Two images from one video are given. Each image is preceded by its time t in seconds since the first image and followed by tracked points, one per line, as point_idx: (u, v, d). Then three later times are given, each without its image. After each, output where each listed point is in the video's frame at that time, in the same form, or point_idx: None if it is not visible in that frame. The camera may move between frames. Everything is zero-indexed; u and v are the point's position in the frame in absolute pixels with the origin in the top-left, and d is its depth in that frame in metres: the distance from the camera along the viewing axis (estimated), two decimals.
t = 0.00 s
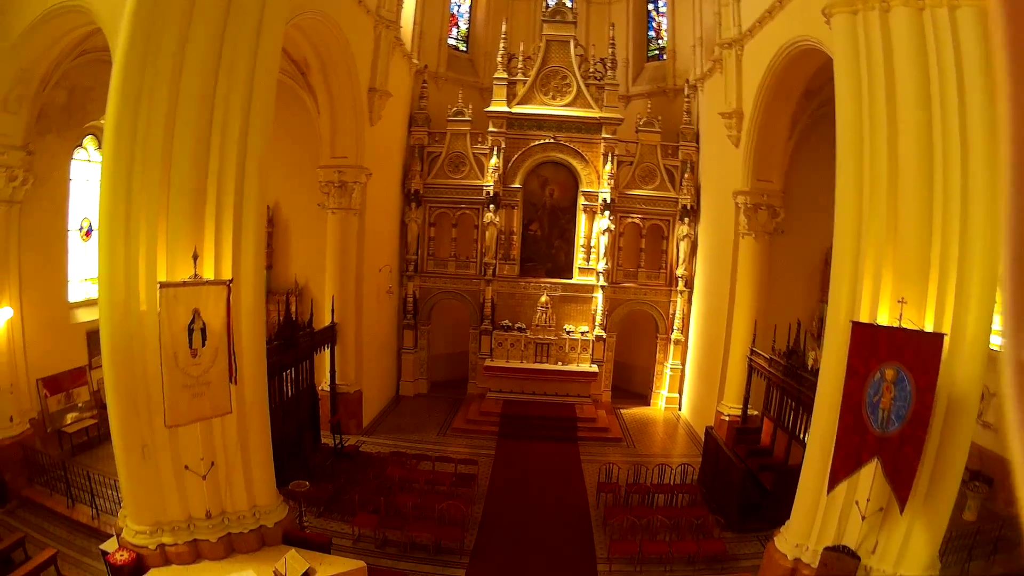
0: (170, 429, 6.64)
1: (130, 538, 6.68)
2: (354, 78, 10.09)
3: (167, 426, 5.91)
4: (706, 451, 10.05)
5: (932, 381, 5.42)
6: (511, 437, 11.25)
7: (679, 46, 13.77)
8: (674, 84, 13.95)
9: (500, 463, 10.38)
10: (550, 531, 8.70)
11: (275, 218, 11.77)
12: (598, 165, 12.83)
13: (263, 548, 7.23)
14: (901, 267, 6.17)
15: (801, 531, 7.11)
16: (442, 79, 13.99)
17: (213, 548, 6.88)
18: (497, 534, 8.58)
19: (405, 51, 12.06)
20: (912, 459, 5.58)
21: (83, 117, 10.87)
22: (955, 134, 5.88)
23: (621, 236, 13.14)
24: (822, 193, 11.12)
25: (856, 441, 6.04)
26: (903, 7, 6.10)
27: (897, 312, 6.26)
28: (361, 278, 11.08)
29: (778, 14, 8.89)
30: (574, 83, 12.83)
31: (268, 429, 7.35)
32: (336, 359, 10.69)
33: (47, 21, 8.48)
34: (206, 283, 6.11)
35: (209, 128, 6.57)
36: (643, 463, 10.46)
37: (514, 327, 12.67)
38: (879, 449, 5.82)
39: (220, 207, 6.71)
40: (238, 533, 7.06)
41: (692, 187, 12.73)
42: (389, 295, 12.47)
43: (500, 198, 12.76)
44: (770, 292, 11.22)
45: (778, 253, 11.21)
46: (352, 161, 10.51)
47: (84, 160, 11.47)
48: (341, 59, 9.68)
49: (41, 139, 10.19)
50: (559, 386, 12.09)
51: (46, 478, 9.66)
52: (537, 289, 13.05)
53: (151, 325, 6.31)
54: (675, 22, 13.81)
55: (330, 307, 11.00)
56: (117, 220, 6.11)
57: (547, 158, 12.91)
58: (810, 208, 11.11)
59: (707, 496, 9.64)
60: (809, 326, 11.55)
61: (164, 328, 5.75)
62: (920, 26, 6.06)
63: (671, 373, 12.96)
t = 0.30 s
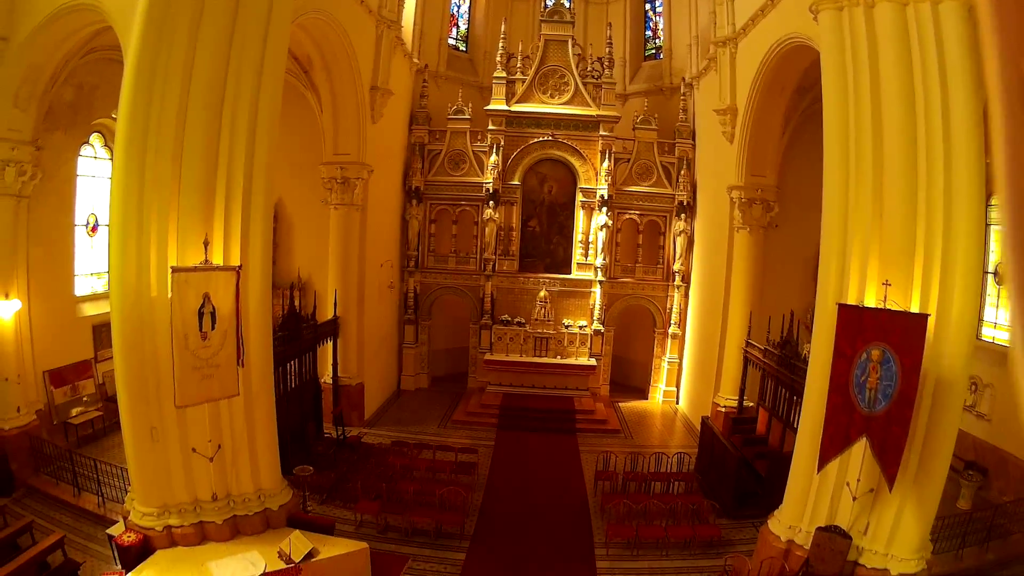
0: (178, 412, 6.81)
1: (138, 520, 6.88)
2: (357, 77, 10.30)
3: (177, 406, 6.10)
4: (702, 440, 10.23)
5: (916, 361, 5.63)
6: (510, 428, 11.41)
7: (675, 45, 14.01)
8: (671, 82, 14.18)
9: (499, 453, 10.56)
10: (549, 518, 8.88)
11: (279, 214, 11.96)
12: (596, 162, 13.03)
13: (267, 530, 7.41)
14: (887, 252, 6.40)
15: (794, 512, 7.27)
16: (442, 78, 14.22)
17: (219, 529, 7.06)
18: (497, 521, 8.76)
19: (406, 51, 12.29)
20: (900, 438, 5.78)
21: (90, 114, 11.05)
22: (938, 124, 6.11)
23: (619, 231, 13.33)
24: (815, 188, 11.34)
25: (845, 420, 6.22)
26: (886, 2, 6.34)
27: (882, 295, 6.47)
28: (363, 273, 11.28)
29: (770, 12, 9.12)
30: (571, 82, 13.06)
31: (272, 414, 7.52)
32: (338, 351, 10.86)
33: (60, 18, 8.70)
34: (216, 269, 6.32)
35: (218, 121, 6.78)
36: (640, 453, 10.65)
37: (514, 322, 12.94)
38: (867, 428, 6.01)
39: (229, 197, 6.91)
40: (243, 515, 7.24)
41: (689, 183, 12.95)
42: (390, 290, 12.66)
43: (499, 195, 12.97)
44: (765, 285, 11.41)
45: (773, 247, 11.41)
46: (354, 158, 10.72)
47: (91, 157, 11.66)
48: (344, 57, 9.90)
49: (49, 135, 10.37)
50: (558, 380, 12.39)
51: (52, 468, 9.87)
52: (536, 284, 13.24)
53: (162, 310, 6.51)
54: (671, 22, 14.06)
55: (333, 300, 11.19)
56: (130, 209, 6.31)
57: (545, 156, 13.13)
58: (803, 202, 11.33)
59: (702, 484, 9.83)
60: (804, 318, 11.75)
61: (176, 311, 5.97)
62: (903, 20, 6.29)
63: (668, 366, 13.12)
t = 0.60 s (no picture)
0: (185, 391, 6.96)
1: (144, 497, 6.99)
2: (361, 71, 10.50)
3: (187, 382, 6.28)
4: (698, 429, 10.40)
5: (903, 341, 5.82)
6: (508, 418, 11.58)
7: (673, 43, 14.26)
8: (668, 80, 14.43)
9: (498, 441, 10.73)
10: (547, 503, 9.04)
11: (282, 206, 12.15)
12: (594, 157, 13.25)
13: (271, 510, 7.56)
14: (877, 238, 6.60)
15: (787, 494, 7.43)
16: (444, 75, 14.44)
17: (224, 508, 7.22)
18: (496, 504, 8.93)
19: (409, 47, 12.51)
20: (888, 417, 5.96)
21: (97, 106, 11.23)
22: (924, 114, 6.30)
23: (616, 226, 13.56)
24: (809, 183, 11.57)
25: (835, 399, 6.41)
26: None
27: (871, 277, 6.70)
28: (365, 264, 11.45)
29: (765, 10, 9.35)
30: (571, 79, 13.29)
31: (277, 395, 7.69)
32: (340, 340, 11.03)
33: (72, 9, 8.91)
34: (227, 249, 6.52)
35: (231, 108, 6.97)
36: (637, 440, 10.84)
37: (513, 315, 13.08)
38: (856, 407, 6.19)
39: (240, 183, 7.11)
40: (248, 494, 7.40)
41: (686, 179, 13.17)
42: (391, 281, 12.84)
43: (499, 189, 13.16)
44: (760, 278, 11.62)
45: (768, 241, 11.62)
46: (358, 151, 10.91)
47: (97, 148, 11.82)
48: (348, 52, 10.10)
49: (57, 126, 10.54)
50: (556, 371, 12.59)
51: (56, 453, 9.98)
52: (535, 277, 13.44)
53: (173, 291, 6.68)
54: (669, 21, 14.31)
55: (335, 290, 11.37)
56: (143, 192, 6.50)
57: (545, 151, 13.35)
58: (798, 197, 11.55)
59: (698, 471, 10.01)
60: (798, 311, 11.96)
61: (188, 289, 6.16)
62: (892, 12, 6.52)
63: (665, 359, 13.32)
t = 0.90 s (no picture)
0: (194, 372, 7.12)
1: (153, 478, 7.16)
2: (364, 64, 10.66)
3: (199, 360, 6.49)
4: (696, 415, 10.55)
5: (893, 318, 6.00)
6: (509, 406, 11.73)
7: (671, 38, 14.46)
8: (666, 74, 14.65)
9: (500, 427, 10.89)
10: (548, 486, 9.21)
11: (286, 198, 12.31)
12: (593, 150, 13.42)
13: (278, 489, 7.72)
14: (866, 221, 6.84)
15: (783, 473, 7.58)
16: (445, 70, 14.63)
17: (231, 487, 7.37)
18: (497, 487, 9.08)
19: (411, 42, 12.68)
20: (879, 391, 6.13)
21: (103, 99, 11.37)
22: (912, 96, 6.44)
23: (615, 218, 13.75)
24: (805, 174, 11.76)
25: (827, 375, 6.59)
26: None
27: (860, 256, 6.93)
28: (368, 254, 11.61)
29: (761, 3, 9.53)
30: (570, 73, 13.46)
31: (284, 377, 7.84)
32: (343, 330, 11.18)
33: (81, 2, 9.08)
34: (238, 231, 6.75)
35: (241, 96, 7.15)
36: (636, 426, 11.01)
37: (513, 305, 13.29)
38: (848, 383, 6.37)
39: (251, 168, 7.30)
40: (255, 473, 7.56)
41: (684, 171, 13.35)
42: (394, 272, 13.00)
43: (500, 181, 13.35)
44: (757, 267, 11.81)
45: (765, 231, 11.80)
46: (361, 143, 11.08)
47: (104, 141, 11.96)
48: (352, 45, 10.26)
49: (65, 118, 10.69)
50: (555, 360, 12.76)
51: (63, 440, 10.11)
52: (535, 268, 13.61)
53: (184, 273, 6.85)
54: (667, 16, 14.50)
55: (338, 281, 11.52)
56: (156, 176, 6.67)
57: (544, 144, 13.54)
58: (794, 188, 11.74)
59: (696, 455, 10.17)
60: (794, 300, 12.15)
61: (201, 269, 6.39)
62: None
63: (663, 349, 13.49)
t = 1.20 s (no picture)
0: (203, 356, 7.24)
1: (161, 461, 7.24)
2: (368, 61, 10.83)
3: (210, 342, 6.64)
4: (695, 405, 10.68)
5: (884, 300, 6.16)
6: (510, 398, 11.86)
7: (671, 37, 14.66)
8: (666, 72, 14.85)
9: (501, 418, 11.01)
10: (550, 473, 9.33)
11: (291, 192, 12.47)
12: (594, 147, 13.61)
13: (284, 474, 7.84)
14: (858, 208, 7.02)
15: (781, 457, 7.71)
16: (448, 68, 14.85)
17: (238, 470, 7.49)
18: (499, 475, 9.20)
19: (414, 40, 12.87)
20: (872, 373, 6.28)
21: (112, 94, 11.54)
22: (902, 86, 6.59)
23: (615, 213, 13.93)
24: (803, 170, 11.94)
25: (822, 358, 6.73)
26: None
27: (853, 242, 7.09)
28: (372, 248, 11.76)
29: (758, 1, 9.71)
30: (571, 71, 13.66)
31: (290, 363, 7.97)
32: (347, 323, 11.31)
33: None
34: (248, 218, 6.91)
35: (252, 87, 7.32)
36: (636, 416, 11.16)
37: (515, 299, 13.43)
38: (843, 365, 6.52)
39: (261, 157, 7.47)
40: (262, 457, 7.68)
41: (683, 167, 13.53)
42: (397, 266, 13.15)
43: (501, 177, 13.52)
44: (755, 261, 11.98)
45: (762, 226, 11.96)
46: (365, 138, 11.25)
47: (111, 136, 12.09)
48: (357, 42, 10.44)
49: (74, 112, 10.86)
50: (557, 354, 12.88)
51: (69, 430, 10.22)
52: (536, 263, 13.77)
53: (195, 259, 7.00)
54: (666, 15, 14.71)
55: (342, 274, 11.67)
56: (169, 164, 6.84)
57: (546, 140, 13.72)
58: (792, 183, 11.91)
59: (695, 444, 10.31)
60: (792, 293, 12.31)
61: (212, 253, 6.54)
62: None
63: (663, 343, 13.63)
